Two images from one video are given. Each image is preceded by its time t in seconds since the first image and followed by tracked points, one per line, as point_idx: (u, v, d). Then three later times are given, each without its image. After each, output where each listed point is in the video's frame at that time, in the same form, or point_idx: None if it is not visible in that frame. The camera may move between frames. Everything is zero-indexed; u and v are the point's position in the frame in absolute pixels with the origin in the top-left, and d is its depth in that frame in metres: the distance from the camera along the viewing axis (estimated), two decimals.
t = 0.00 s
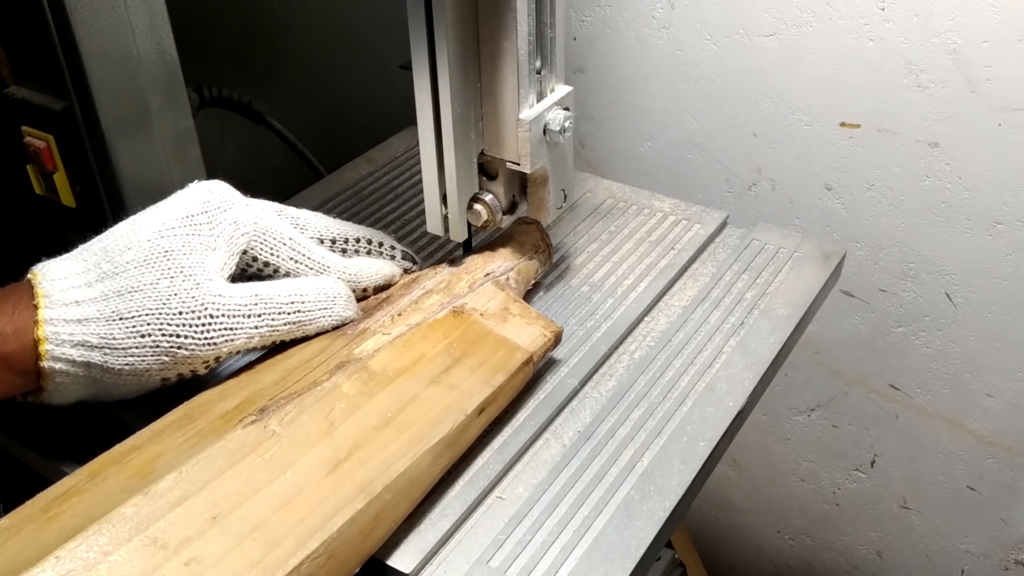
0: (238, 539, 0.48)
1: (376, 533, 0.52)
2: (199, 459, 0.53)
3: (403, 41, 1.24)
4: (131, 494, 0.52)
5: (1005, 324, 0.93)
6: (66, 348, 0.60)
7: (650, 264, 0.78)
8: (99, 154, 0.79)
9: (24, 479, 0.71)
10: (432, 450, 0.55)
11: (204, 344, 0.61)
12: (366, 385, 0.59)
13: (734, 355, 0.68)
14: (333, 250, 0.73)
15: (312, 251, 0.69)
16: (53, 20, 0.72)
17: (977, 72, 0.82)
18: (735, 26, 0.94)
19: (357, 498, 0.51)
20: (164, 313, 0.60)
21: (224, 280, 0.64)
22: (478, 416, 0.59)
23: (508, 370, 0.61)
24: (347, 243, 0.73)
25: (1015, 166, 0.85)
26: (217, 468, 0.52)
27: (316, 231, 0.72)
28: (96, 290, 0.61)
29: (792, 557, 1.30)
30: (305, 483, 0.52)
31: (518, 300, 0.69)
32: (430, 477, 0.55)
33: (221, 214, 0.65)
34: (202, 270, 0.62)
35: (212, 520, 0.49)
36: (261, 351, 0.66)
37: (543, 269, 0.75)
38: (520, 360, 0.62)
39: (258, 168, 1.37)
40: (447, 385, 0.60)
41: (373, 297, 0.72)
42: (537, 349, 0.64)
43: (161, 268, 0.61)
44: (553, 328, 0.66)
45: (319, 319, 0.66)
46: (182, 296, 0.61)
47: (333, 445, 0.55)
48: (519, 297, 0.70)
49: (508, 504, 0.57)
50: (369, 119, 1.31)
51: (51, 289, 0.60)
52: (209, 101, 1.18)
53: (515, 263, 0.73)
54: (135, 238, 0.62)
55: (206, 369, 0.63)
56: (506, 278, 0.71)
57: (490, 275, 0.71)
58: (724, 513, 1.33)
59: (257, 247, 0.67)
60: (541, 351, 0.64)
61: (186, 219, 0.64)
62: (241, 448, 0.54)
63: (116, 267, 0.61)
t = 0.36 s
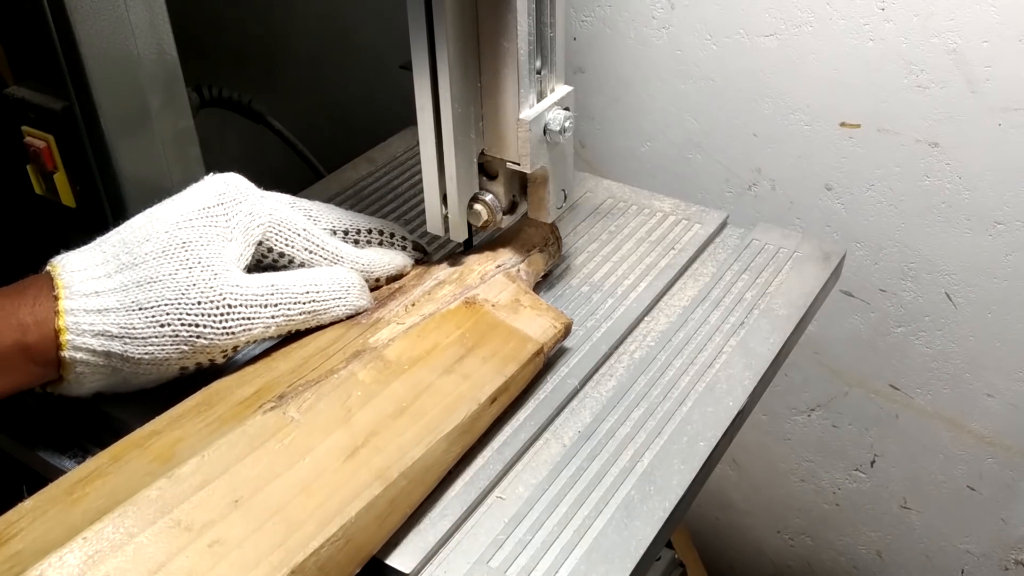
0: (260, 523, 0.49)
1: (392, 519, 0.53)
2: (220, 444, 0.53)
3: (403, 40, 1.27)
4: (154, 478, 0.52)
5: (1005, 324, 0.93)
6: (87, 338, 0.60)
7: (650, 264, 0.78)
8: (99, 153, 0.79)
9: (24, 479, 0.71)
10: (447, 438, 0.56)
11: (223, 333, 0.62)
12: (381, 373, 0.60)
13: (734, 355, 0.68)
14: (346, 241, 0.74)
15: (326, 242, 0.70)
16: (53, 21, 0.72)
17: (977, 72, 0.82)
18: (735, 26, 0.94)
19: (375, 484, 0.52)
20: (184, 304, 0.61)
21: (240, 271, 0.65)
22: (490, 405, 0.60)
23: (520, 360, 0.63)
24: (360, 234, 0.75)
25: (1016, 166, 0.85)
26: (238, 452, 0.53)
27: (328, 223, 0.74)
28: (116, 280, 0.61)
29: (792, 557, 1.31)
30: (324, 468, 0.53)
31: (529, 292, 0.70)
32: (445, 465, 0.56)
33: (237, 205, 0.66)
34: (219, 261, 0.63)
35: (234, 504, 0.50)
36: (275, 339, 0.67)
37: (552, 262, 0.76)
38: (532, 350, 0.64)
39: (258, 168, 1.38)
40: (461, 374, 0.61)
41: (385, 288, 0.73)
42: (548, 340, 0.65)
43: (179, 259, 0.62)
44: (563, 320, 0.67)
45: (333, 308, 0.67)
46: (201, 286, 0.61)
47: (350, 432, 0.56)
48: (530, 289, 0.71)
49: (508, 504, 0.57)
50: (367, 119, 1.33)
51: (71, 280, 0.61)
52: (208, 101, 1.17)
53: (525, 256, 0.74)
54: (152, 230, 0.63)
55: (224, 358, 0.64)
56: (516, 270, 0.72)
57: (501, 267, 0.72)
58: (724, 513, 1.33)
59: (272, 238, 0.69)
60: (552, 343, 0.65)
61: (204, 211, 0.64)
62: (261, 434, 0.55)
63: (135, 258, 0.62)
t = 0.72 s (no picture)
0: (281, 506, 0.50)
1: (408, 501, 0.54)
2: (241, 428, 0.55)
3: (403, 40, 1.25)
4: (179, 461, 0.53)
5: (1005, 324, 0.93)
6: (109, 327, 0.60)
7: (650, 264, 0.78)
8: (99, 153, 0.78)
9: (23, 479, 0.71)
10: (461, 423, 0.57)
11: (243, 323, 0.62)
12: (396, 360, 0.61)
13: (734, 355, 0.68)
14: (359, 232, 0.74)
15: (342, 232, 0.70)
16: (53, 21, 0.72)
17: (977, 72, 0.82)
18: (735, 26, 0.94)
19: (391, 468, 0.53)
20: (205, 294, 0.61)
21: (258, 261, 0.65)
22: (502, 392, 0.61)
23: (532, 348, 0.64)
24: (373, 224, 0.75)
25: (1016, 166, 0.85)
26: (259, 436, 0.54)
27: (343, 212, 0.74)
28: (137, 270, 0.61)
29: (792, 557, 1.31)
30: (342, 453, 0.54)
31: (540, 282, 0.71)
32: (459, 449, 0.57)
33: (255, 196, 0.65)
34: (239, 251, 0.63)
35: (256, 486, 0.51)
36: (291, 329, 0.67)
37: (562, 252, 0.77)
38: (543, 338, 0.65)
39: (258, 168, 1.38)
40: (474, 362, 0.62)
41: (399, 276, 0.74)
42: (558, 328, 0.66)
43: (200, 250, 0.61)
44: (573, 310, 0.68)
45: (349, 296, 0.67)
46: (221, 277, 0.61)
47: (366, 417, 0.57)
48: (541, 279, 0.72)
49: (508, 504, 0.57)
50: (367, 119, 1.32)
51: (93, 270, 0.60)
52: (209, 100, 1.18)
53: (536, 246, 0.75)
54: (173, 220, 0.62)
55: (243, 346, 0.64)
56: (527, 260, 0.73)
57: (511, 256, 0.73)
58: (724, 513, 1.33)
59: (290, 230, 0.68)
60: (562, 331, 0.66)
61: (224, 202, 0.63)
62: (281, 419, 0.56)
63: (156, 249, 0.61)
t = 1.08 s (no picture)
0: (299, 481, 0.51)
1: (422, 480, 0.55)
2: (260, 407, 0.56)
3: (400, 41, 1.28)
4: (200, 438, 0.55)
5: (1005, 324, 0.93)
6: (132, 312, 0.60)
7: (650, 264, 0.78)
8: (98, 152, 0.79)
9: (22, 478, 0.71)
10: (474, 405, 0.58)
11: (262, 308, 0.62)
12: (411, 343, 0.62)
13: (734, 355, 0.68)
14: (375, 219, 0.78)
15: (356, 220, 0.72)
16: (53, 21, 0.72)
17: (977, 72, 0.82)
18: (735, 26, 0.94)
19: (405, 447, 0.54)
20: (226, 280, 0.61)
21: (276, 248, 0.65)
22: (514, 375, 0.62)
23: (544, 333, 0.65)
24: (387, 212, 0.79)
25: (1016, 166, 0.85)
26: (278, 414, 0.55)
27: (358, 201, 0.77)
28: (160, 256, 0.62)
29: (792, 557, 1.31)
30: (358, 432, 0.55)
31: (551, 269, 0.73)
32: (471, 430, 0.58)
33: (274, 184, 0.67)
34: (258, 238, 0.63)
35: (274, 462, 0.52)
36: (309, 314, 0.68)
37: (574, 242, 0.79)
38: (554, 324, 0.66)
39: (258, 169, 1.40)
40: (487, 346, 0.63)
41: (413, 263, 0.75)
42: (569, 314, 0.67)
43: (221, 236, 0.62)
44: (584, 297, 0.69)
45: (364, 283, 0.68)
46: (241, 263, 0.62)
47: (382, 398, 0.58)
48: (552, 267, 0.74)
49: (508, 504, 0.57)
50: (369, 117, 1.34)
51: (115, 257, 0.61)
52: (209, 101, 1.16)
53: (549, 235, 0.76)
54: (193, 208, 0.63)
55: (262, 332, 0.64)
56: (540, 248, 0.75)
57: (525, 244, 0.75)
58: (724, 513, 1.33)
59: (307, 217, 0.69)
60: (573, 317, 0.68)
61: (242, 190, 0.65)
62: (299, 399, 0.57)
63: (177, 235, 0.62)
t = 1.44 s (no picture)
0: (305, 466, 0.51)
1: (427, 468, 0.55)
2: (267, 394, 0.56)
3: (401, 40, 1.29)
4: (208, 422, 0.55)
5: (1005, 324, 0.93)
6: (138, 295, 0.59)
7: (650, 264, 0.78)
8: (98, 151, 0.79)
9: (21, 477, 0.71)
10: (480, 395, 0.59)
11: (271, 293, 0.63)
12: (417, 334, 0.63)
13: (734, 355, 0.68)
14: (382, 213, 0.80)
15: (363, 212, 0.74)
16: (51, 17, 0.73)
17: (977, 72, 0.82)
18: (734, 26, 0.94)
19: (411, 434, 0.55)
20: (235, 264, 0.62)
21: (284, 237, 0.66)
22: (519, 367, 0.62)
23: (550, 326, 0.65)
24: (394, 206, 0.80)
25: (1015, 166, 0.85)
26: (285, 400, 0.56)
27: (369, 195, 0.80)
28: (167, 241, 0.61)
29: (792, 557, 1.31)
30: (365, 419, 0.55)
31: (558, 264, 0.73)
32: (476, 421, 0.59)
33: (284, 175, 0.68)
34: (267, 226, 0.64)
35: (281, 447, 0.52)
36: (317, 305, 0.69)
37: (582, 237, 0.79)
38: (559, 318, 0.66)
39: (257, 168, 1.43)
40: (492, 338, 0.63)
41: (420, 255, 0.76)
42: (575, 308, 0.68)
43: (231, 223, 0.63)
44: (589, 292, 0.70)
45: (371, 274, 0.69)
46: (250, 249, 0.63)
47: (388, 386, 0.58)
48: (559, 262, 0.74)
49: (508, 504, 0.56)
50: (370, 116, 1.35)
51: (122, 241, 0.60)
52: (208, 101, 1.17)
53: (556, 230, 0.76)
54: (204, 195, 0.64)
55: (269, 319, 0.65)
56: (546, 243, 0.75)
57: (530, 237, 0.75)
58: (724, 513, 1.33)
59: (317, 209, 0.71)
60: (578, 311, 0.68)
61: (254, 179, 0.66)
62: (305, 387, 0.57)
63: (185, 221, 0.62)
